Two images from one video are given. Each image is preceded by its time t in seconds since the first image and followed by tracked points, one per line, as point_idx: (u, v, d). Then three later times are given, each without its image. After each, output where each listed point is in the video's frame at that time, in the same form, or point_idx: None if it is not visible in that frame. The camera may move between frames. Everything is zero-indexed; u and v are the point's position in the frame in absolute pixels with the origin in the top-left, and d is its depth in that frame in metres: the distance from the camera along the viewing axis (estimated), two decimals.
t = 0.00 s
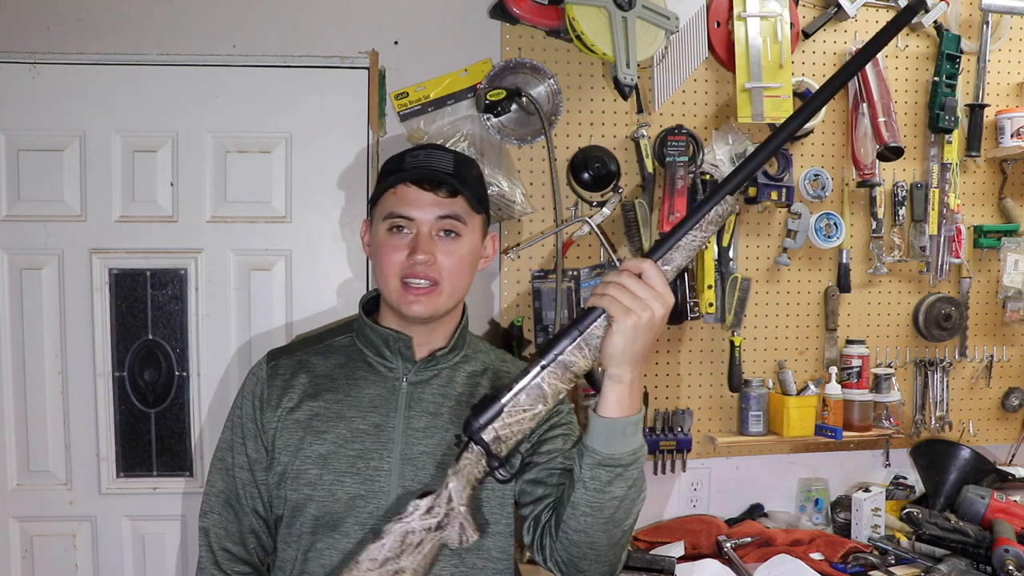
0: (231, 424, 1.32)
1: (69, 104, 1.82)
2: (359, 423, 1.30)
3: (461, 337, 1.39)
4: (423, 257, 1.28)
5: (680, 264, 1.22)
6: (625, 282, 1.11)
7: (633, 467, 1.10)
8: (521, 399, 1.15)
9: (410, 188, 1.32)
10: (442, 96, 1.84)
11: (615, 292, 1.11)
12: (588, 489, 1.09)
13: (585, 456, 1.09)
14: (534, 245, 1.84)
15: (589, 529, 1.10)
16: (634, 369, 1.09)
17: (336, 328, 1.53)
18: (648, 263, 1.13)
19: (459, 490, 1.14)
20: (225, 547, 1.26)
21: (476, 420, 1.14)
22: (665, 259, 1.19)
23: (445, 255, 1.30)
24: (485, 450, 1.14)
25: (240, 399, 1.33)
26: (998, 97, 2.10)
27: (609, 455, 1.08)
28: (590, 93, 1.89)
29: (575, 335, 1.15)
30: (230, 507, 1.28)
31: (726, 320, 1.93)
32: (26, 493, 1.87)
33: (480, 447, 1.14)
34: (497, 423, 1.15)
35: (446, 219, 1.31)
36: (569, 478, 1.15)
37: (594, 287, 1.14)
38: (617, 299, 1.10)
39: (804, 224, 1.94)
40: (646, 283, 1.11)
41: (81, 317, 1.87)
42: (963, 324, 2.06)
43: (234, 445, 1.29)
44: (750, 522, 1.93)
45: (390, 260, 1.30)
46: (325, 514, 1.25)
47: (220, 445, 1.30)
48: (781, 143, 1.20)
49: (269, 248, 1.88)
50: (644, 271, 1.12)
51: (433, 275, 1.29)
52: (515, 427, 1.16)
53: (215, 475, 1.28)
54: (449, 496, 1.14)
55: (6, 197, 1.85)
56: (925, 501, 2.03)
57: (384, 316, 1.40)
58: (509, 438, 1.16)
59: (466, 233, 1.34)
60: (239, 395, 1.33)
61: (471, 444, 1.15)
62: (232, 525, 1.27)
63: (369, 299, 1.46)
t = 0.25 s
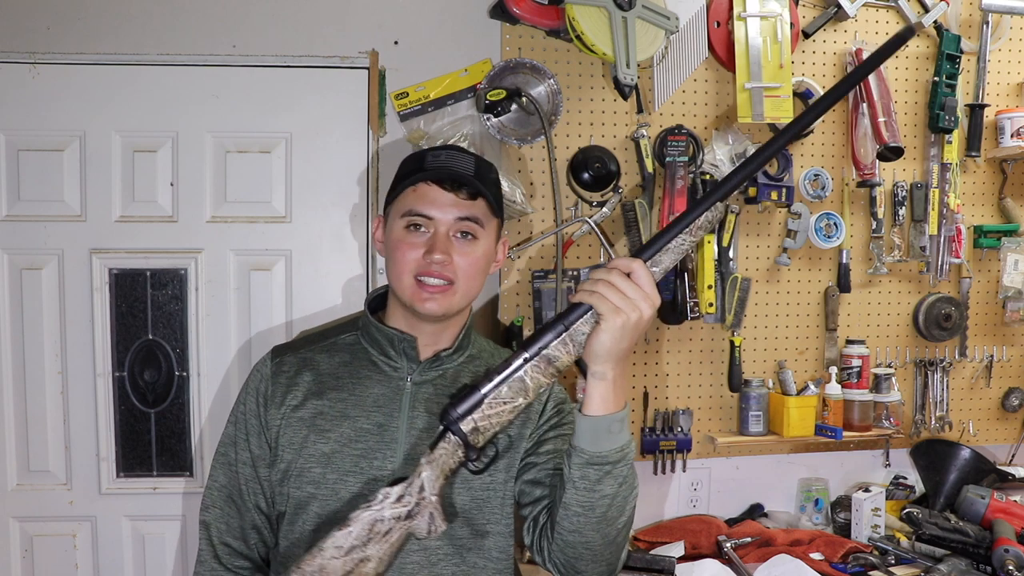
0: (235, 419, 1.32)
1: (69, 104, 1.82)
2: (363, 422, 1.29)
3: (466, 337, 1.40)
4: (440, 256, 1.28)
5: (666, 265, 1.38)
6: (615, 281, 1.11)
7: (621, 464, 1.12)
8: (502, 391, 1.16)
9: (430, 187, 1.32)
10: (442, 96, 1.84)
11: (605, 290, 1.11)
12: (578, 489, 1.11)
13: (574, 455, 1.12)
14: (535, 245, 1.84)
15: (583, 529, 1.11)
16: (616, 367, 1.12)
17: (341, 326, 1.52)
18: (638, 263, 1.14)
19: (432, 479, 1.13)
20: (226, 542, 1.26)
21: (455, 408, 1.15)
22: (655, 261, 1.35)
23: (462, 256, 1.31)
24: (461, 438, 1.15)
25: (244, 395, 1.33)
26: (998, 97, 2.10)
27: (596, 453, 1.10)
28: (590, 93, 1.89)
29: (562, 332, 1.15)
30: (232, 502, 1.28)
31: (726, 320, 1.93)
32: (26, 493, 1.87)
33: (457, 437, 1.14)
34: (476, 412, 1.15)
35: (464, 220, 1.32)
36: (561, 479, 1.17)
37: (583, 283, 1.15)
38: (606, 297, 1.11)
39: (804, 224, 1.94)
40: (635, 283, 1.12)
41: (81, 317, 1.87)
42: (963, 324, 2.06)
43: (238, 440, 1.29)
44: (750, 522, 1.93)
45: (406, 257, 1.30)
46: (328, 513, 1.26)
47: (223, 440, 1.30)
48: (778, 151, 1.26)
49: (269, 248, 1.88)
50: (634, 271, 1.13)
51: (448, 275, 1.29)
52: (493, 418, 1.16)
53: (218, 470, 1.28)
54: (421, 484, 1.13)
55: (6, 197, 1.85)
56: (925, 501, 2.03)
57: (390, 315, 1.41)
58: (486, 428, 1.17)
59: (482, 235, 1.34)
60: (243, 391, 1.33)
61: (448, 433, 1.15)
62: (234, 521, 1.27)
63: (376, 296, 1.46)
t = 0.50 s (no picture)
0: (227, 420, 1.31)
1: (69, 105, 1.82)
2: (356, 422, 1.29)
3: (460, 336, 1.40)
4: (438, 258, 1.29)
5: (662, 271, 1.31)
6: (611, 281, 1.14)
7: (615, 467, 1.13)
8: (492, 386, 1.15)
9: (429, 188, 1.32)
10: (442, 96, 1.84)
11: (602, 291, 1.14)
12: (574, 493, 1.12)
13: (569, 461, 1.13)
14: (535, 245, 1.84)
15: (581, 533, 1.13)
16: (607, 368, 1.15)
17: (333, 326, 1.52)
18: (634, 265, 1.17)
19: (413, 472, 1.10)
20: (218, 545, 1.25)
21: (441, 401, 1.13)
22: (653, 264, 1.28)
23: (460, 258, 1.31)
24: (446, 431, 1.13)
25: (236, 396, 1.32)
26: (998, 97, 2.10)
27: (591, 457, 1.12)
28: (590, 93, 1.89)
29: (557, 330, 1.17)
30: (225, 504, 1.27)
31: (726, 320, 1.93)
32: (26, 493, 1.87)
33: (443, 430, 1.13)
34: (462, 406, 1.14)
35: (463, 222, 1.32)
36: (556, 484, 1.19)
37: (580, 282, 1.17)
38: (602, 298, 1.14)
39: (804, 224, 1.94)
40: (630, 285, 1.15)
41: (81, 317, 1.87)
42: (963, 324, 2.06)
43: (229, 442, 1.29)
44: (750, 521, 1.93)
45: (404, 258, 1.30)
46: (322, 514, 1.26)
47: (215, 441, 1.30)
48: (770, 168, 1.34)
49: (269, 248, 1.88)
50: (630, 274, 1.15)
51: (446, 277, 1.29)
52: (479, 412, 1.15)
53: (210, 472, 1.28)
54: (400, 477, 1.10)
55: (6, 197, 1.85)
56: (925, 501, 2.03)
57: (384, 314, 1.41)
58: (472, 422, 1.15)
59: (480, 237, 1.35)
60: (234, 392, 1.33)
61: (433, 426, 1.13)
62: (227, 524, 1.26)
63: (369, 295, 1.46)
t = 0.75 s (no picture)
0: (209, 428, 1.31)
1: (69, 106, 1.82)
2: (343, 426, 1.30)
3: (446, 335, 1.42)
4: (431, 263, 1.29)
5: (662, 277, 1.30)
6: (615, 285, 1.14)
7: (616, 469, 1.15)
8: (491, 388, 1.15)
9: (416, 190, 1.30)
10: (442, 96, 1.84)
11: (606, 295, 1.14)
12: (578, 498, 1.14)
13: (570, 465, 1.14)
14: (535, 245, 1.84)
15: (586, 537, 1.14)
16: (604, 371, 1.16)
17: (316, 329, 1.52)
18: (637, 269, 1.17)
19: (406, 473, 1.10)
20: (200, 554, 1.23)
21: (439, 402, 1.12)
22: (652, 270, 1.28)
23: (450, 261, 1.32)
24: (443, 432, 1.13)
25: (217, 403, 1.32)
26: (998, 97, 2.10)
27: (592, 461, 1.13)
28: (590, 93, 1.89)
29: (557, 333, 1.17)
30: (206, 513, 1.26)
31: (726, 320, 1.93)
32: (26, 493, 1.87)
33: (439, 431, 1.12)
34: (460, 407, 1.13)
35: (452, 224, 1.32)
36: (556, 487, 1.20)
37: (582, 285, 1.17)
38: (606, 303, 1.14)
39: (804, 224, 1.94)
40: (633, 290, 1.15)
41: (81, 317, 1.87)
42: (963, 324, 2.06)
43: (211, 450, 1.29)
44: (750, 522, 1.93)
45: (397, 264, 1.30)
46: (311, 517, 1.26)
47: (197, 450, 1.30)
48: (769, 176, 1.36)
49: (269, 248, 1.88)
50: (632, 278, 1.16)
51: (440, 283, 1.30)
52: (476, 413, 1.14)
53: (191, 480, 1.28)
54: (393, 478, 1.10)
55: (6, 197, 1.85)
56: (925, 501, 2.03)
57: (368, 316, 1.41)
58: (469, 423, 1.15)
59: (467, 237, 1.36)
60: (216, 399, 1.32)
61: (430, 426, 1.13)
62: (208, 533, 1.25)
63: (351, 297, 1.46)
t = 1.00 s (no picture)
0: (189, 416, 1.29)
1: (70, 107, 1.82)
2: (334, 420, 1.30)
3: (439, 336, 1.42)
4: (440, 263, 1.29)
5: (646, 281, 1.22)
6: (597, 286, 1.11)
7: (610, 472, 1.15)
8: (468, 387, 1.13)
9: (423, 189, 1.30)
10: (442, 96, 1.84)
11: (587, 297, 1.12)
12: (574, 502, 1.14)
13: (562, 471, 1.14)
14: (534, 245, 1.84)
15: (585, 539, 1.14)
16: (585, 374, 1.15)
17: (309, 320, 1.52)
18: (620, 271, 1.14)
19: (380, 471, 1.10)
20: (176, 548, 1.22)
21: (413, 400, 1.10)
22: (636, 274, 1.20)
23: (456, 261, 1.33)
24: (417, 431, 1.11)
25: (201, 392, 1.30)
26: (998, 97, 2.10)
27: (584, 466, 1.13)
28: (590, 93, 1.89)
29: (535, 332, 1.13)
30: (183, 505, 1.24)
31: (726, 320, 1.93)
32: (26, 493, 1.87)
33: (415, 429, 1.11)
34: (435, 405, 1.11)
35: (457, 223, 1.33)
36: (551, 492, 1.20)
37: (564, 284, 1.14)
38: (587, 304, 1.11)
39: (804, 224, 1.95)
40: (615, 292, 1.13)
41: (81, 318, 1.87)
42: (963, 324, 2.06)
43: (191, 440, 1.27)
44: (750, 521, 1.92)
45: (403, 264, 1.30)
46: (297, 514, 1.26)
47: (175, 437, 1.27)
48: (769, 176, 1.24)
49: (269, 248, 1.89)
50: (614, 280, 1.14)
51: (447, 283, 1.31)
52: (452, 412, 1.13)
53: (168, 471, 1.25)
54: (366, 476, 1.09)
55: (6, 197, 1.85)
56: (925, 501, 2.03)
57: (363, 311, 1.41)
58: (444, 422, 1.13)
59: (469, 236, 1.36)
60: (200, 387, 1.30)
61: (405, 424, 1.11)
62: (183, 525, 1.23)
63: (346, 291, 1.45)
